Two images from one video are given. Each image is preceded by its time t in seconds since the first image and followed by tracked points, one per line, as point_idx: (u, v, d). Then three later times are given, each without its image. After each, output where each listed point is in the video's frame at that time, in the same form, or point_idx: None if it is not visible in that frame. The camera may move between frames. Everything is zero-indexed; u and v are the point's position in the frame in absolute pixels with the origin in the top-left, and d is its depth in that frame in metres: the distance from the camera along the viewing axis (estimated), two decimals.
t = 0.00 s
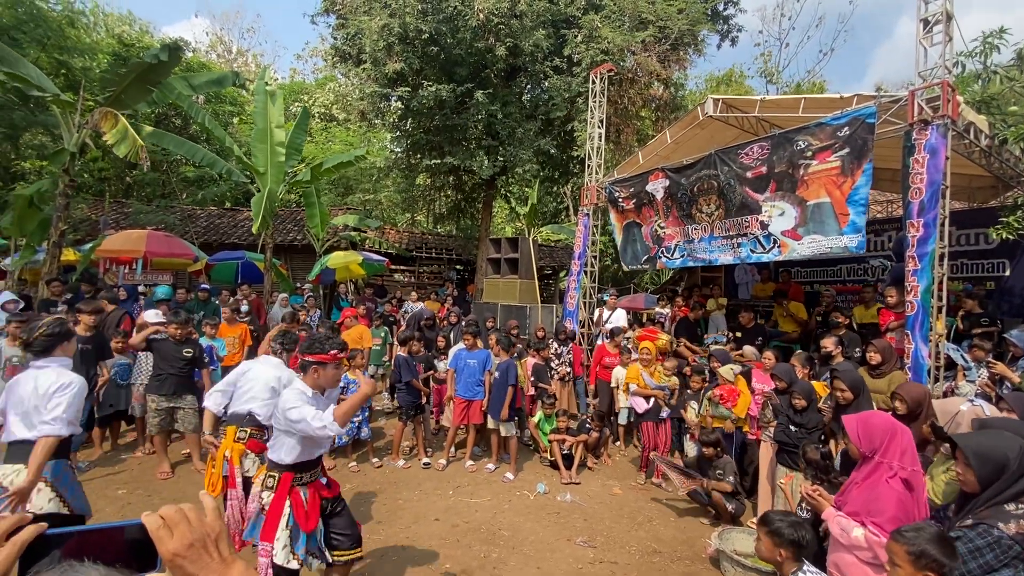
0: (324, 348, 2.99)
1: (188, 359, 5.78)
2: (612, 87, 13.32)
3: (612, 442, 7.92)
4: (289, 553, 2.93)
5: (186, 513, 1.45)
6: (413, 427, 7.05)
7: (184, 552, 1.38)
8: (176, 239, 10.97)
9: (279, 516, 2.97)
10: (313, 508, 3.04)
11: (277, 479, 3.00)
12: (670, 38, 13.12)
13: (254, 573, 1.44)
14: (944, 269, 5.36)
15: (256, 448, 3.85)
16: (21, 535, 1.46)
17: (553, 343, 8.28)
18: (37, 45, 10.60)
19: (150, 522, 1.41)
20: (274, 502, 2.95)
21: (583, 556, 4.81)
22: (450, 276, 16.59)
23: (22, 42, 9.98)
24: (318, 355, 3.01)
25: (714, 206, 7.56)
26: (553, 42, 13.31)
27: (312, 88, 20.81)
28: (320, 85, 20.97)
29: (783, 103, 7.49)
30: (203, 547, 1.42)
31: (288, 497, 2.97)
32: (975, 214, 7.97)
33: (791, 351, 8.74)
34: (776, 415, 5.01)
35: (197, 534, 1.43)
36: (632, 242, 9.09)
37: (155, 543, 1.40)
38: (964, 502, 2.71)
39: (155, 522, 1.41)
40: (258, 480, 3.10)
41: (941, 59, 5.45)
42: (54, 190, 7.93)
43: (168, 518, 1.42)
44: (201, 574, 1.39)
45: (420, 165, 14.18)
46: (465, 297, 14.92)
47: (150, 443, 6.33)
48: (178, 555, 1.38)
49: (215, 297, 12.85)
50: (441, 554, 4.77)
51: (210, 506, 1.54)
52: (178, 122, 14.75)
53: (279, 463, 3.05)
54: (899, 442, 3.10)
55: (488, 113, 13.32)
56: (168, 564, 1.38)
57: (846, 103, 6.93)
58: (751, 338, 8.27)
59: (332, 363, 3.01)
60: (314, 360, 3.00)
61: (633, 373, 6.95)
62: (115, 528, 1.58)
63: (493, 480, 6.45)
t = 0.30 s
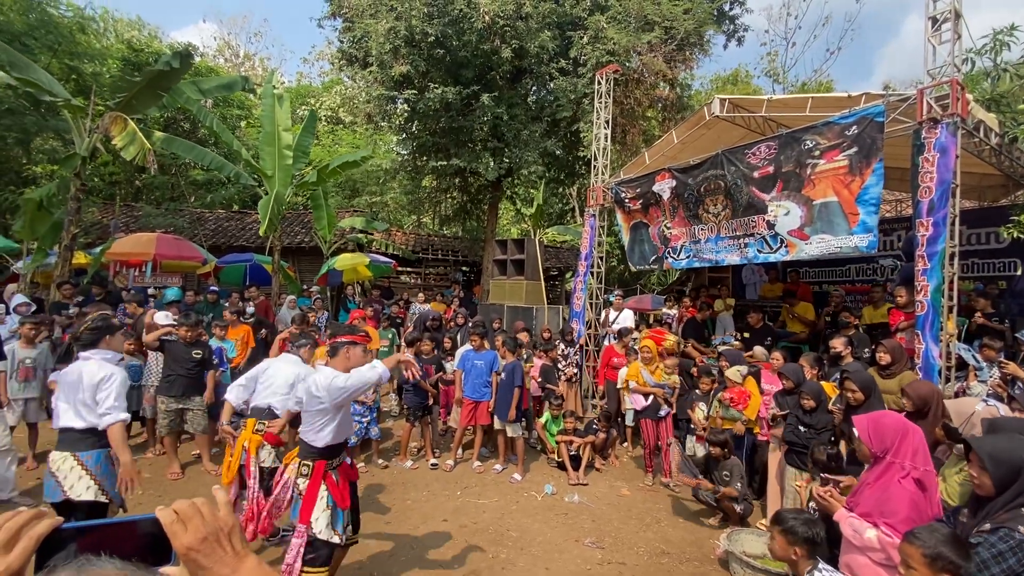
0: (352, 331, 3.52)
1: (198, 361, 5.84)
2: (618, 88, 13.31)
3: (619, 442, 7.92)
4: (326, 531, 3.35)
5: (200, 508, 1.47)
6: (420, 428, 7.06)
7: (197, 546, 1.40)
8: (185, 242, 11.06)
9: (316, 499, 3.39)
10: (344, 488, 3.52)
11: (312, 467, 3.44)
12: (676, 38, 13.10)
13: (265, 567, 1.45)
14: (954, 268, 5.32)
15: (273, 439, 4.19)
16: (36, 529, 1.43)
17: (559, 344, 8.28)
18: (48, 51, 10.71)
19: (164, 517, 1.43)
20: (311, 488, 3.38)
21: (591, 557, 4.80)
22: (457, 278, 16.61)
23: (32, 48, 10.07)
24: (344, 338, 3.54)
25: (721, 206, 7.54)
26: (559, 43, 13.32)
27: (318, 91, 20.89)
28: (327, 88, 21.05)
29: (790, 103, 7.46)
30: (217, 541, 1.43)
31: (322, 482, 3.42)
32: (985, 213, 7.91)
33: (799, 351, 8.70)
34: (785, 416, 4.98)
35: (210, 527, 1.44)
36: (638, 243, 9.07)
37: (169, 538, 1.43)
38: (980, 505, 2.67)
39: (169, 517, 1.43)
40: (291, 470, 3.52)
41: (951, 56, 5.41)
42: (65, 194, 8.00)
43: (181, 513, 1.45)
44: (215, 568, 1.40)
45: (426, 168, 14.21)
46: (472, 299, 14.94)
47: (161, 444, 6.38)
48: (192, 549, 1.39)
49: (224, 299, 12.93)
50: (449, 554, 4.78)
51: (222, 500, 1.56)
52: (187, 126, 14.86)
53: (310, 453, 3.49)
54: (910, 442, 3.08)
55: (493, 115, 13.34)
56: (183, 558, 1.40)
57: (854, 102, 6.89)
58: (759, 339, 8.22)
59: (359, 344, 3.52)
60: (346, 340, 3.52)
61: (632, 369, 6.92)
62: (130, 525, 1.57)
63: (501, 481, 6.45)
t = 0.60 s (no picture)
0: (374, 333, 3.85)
1: (207, 362, 5.89)
2: (624, 89, 13.31)
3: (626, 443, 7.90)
4: (374, 512, 3.59)
5: (216, 503, 1.49)
6: (428, 429, 7.07)
7: (214, 542, 1.43)
8: (193, 244, 11.12)
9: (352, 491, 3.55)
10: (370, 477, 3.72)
11: (344, 461, 3.58)
12: (682, 39, 13.07)
13: (281, 565, 1.51)
14: (965, 267, 5.28)
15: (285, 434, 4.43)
16: (57, 523, 1.37)
17: (566, 345, 8.27)
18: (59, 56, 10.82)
19: (182, 512, 1.45)
20: (348, 480, 3.52)
21: (600, 558, 4.79)
22: (463, 279, 16.63)
23: (42, 54, 10.17)
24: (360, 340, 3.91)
25: (728, 206, 7.52)
26: (564, 45, 13.33)
27: (324, 94, 20.98)
28: (333, 91, 21.14)
29: (797, 102, 7.43)
30: (233, 537, 1.46)
31: (356, 473, 3.59)
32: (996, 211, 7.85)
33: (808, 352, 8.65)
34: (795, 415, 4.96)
35: (227, 523, 1.47)
36: (646, 243, 9.04)
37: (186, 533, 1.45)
38: (994, 504, 2.65)
39: (186, 512, 1.45)
40: (318, 469, 3.61)
41: (959, 54, 5.37)
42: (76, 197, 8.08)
43: (198, 508, 1.47)
44: (231, 562, 1.43)
45: (432, 170, 14.24)
46: (478, 301, 14.96)
47: (171, 445, 6.42)
48: (209, 544, 1.42)
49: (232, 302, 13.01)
50: (458, 555, 4.78)
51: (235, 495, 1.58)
52: (195, 129, 14.97)
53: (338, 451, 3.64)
54: (925, 440, 3.08)
55: (499, 117, 13.35)
56: (199, 553, 1.43)
57: (861, 101, 6.86)
58: (768, 339, 8.18)
59: (382, 342, 3.77)
60: (370, 339, 3.76)
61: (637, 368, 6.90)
62: (147, 518, 1.47)
63: (508, 482, 6.45)
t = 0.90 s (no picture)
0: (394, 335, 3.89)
1: (216, 363, 5.95)
2: (629, 90, 13.31)
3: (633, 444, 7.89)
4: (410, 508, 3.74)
5: (233, 500, 1.48)
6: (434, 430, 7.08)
7: (231, 538, 1.41)
8: (200, 247, 11.18)
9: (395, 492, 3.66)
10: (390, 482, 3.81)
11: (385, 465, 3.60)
12: (687, 39, 13.05)
13: (296, 561, 1.50)
14: (974, 266, 5.24)
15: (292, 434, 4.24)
16: (75, 519, 1.31)
17: (572, 346, 8.27)
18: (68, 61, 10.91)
19: (198, 508, 1.42)
20: (393, 481, 3.63)
21: (607, 559, 4.78)
22: (468, 281, 16.66)
23: (52, 59, 10.26)
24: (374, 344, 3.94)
25: (733, 206, 7.50)
26: (569, 46, 13.33)
27: (330, 97, 21.05)
28: (338, 94, 21.23)
29: (803, 101, 7.40)
30: (250, 533, 1.45)
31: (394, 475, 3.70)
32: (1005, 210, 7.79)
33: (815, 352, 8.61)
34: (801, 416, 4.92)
35: (243, 519, 1.45)
36: (651, 244, 9.02)
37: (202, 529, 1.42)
38: (1006, 504, 2.64)
39: (203, 508, 1.43)
40: (362, 475, 3.54)
41: (967, 51, 5.34)
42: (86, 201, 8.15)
43: (214, 505, 1.44)
44: (248, 560, 1.42)
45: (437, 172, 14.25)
46: (483, 302, 14.99)
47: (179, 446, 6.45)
48: (226, 541, 1.40)
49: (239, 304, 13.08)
50: (466, 556, 4.79)
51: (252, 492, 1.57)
52: (202, 133, 15.06)
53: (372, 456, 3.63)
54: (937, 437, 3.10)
55: (504, 118, 13.37)
56: (216, 550, 1.41)
57: (868, 100, 6.83)
58: (774, 339, 8.15)
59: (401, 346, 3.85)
60: (390, 342, 3.83)
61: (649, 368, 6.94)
62: (162, 517, 1.39)
63: (515, 483, 6.45)
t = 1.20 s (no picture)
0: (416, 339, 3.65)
1: (226, 363, 6.01)
2: (634, 91, 13.30)
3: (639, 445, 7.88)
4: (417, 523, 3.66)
5: (256, 491, 1.47)
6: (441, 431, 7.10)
7: (254, 529, 1.42)
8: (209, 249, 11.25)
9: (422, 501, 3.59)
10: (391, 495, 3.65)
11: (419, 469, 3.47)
12: (693, 40, 13.03)
13: (318, 552, 1.52)
14: (985, 265, 5.20)
15: (304, 438, 4.22)
16: (105, 508, 1.28)
17: (578, 346, 8.27)
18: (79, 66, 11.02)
19: (223, 499, 1.41)
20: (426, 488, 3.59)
21: (615, 558, 4.78)
22: (473, 282, 16.69)
23: (63, 63, 10.36)
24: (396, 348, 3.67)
25: (739, 206, 7.48)
26: (574, 48, 13.34)
27: (336, 100, 21.13)
28: (344, 96, 21.32)
29: (811, 100, 7.38)
30: (273, 525, 1.45)
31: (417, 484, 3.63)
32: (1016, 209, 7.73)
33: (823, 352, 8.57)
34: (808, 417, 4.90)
35: (266, 511, 1.46)
36: (656, 244, 9.01)
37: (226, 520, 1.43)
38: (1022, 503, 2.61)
39: (226, 500, 1.42)
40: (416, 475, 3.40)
41: (977, 49, 5.30)
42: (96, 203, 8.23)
43: (238, 496, 1.43)
44: (272, 551, 1.43)
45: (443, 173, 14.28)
46: (488, 303, 15.03)
47: (189, 446, 6.50)
48: (250, 531, 1.41)
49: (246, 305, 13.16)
50: (473, 556, 4.80)
51: (271, 483, 1.57)
52: (209, 136, 15.17)
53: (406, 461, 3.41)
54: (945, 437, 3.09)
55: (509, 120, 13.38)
56: (240, 540, 1.42)
57: (876, 99, 6.80)
58: (782, 339, 8.12)
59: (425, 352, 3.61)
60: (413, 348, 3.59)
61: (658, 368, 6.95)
62: (184, 509, 1.40)
63: (522, 483, 6.46)
